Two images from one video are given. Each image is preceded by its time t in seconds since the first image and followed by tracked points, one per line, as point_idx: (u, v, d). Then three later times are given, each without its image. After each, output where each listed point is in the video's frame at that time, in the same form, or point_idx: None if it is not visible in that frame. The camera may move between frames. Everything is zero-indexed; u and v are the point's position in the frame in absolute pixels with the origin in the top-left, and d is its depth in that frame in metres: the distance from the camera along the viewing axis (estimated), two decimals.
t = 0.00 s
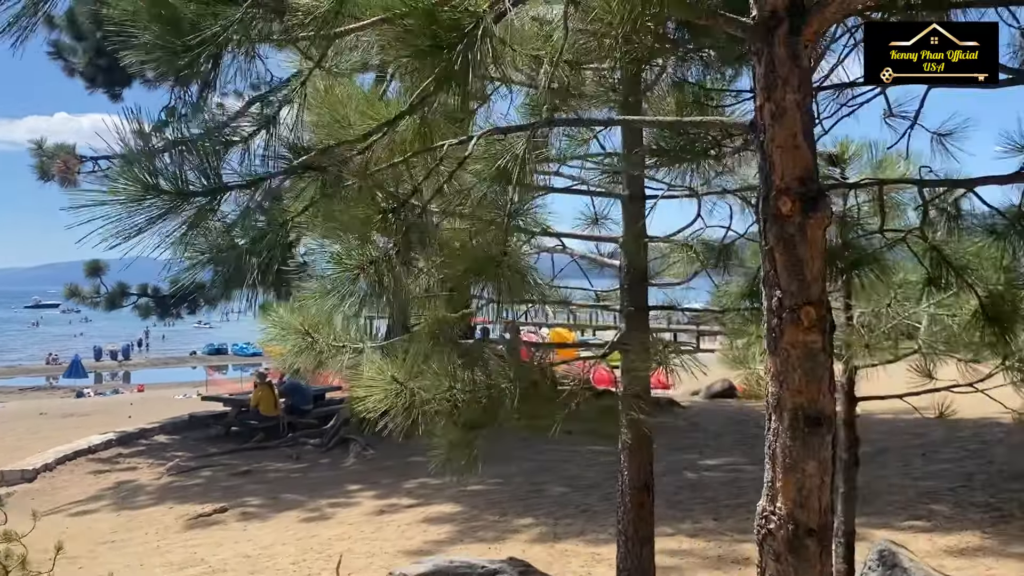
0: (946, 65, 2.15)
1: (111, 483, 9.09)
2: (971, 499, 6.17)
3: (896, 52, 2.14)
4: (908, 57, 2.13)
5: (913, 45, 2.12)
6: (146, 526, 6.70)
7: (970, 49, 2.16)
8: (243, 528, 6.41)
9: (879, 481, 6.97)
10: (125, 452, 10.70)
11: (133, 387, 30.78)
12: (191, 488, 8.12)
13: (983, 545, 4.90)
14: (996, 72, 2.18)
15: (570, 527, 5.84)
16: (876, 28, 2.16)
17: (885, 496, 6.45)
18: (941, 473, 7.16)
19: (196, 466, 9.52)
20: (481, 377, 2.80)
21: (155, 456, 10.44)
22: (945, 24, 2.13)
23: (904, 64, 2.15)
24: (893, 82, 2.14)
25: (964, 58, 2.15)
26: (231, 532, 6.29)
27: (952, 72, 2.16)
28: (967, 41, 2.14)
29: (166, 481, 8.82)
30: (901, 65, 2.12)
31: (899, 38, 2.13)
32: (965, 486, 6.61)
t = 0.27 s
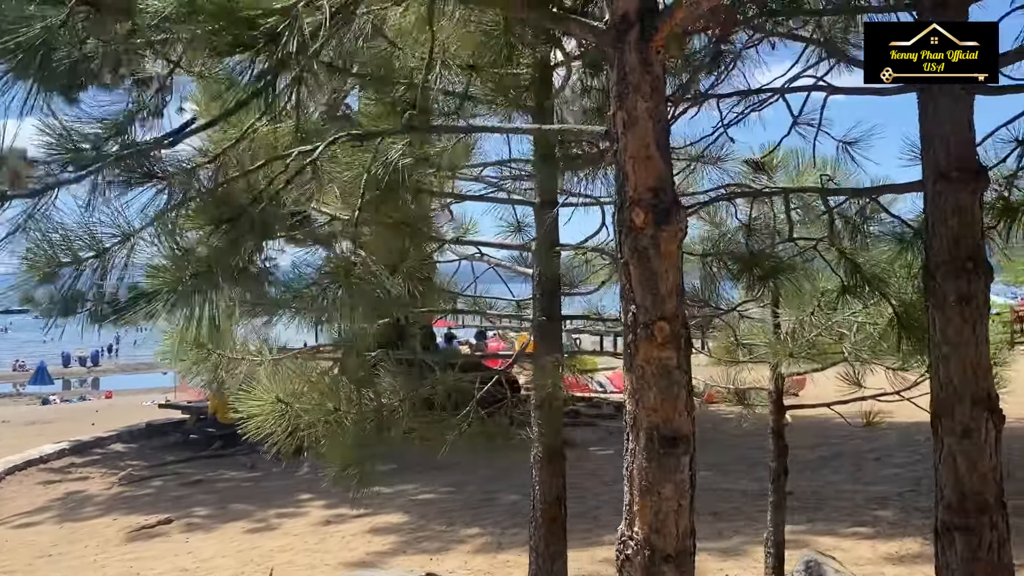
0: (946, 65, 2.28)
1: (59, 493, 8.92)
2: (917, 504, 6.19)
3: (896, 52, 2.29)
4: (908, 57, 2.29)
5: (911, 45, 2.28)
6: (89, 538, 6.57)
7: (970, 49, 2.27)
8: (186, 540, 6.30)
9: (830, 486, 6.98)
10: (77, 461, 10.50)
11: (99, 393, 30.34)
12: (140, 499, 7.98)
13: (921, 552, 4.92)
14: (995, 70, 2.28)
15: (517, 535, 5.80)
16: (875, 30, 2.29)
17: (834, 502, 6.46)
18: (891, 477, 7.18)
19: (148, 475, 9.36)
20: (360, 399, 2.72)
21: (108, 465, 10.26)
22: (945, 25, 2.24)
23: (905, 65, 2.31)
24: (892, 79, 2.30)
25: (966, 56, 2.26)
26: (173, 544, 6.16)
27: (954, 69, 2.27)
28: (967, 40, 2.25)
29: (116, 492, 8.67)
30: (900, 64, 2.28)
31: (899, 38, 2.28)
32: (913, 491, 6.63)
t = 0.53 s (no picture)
0: (946, 65, 2.34)
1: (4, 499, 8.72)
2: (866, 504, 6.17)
3: (896, 53, 2.36)
4: (908, 57, 2.36)
5: (913, 46, 2.34)
6: (27, 544, 6.42)
7: (970, 49, 2.32)
8: (125, 546, 6.17)
9: (782, 486, 6.96)
10: (27, 466, 10.29)
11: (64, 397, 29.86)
12: (84, 505, 7.82)
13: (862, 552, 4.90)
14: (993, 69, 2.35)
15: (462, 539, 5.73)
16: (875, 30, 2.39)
17: (784, 502, 6.44)
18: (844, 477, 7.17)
19: (97, 480, 9.18)
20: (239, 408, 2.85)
21: (58, 470, 10.05)
22: (944, 26, 2.30)
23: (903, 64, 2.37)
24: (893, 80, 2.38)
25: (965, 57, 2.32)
26: (111, 550, 6.05)
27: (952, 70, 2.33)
28: (968, 41, 2.30)
29: (62, 498, 8.49)
30: (900, 65, 2.36)
31: (899, 39, 2.36)
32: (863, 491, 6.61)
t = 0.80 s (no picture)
0: (945, 65, 2.15)
1: None
2: (824, 509, 6.12)
3: (895, 53, 2.16)
4: (907, 57, 2.15)
5: (912, 46, 2.13)
6: None
7: (970, 49, 2.14)
8: (72, 556, 6.07)
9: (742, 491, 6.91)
10: None
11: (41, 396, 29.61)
12: (39, 511, 7.70)
13: (813, 559, 4.86)
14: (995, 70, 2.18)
15: (413, 548, 5.65)
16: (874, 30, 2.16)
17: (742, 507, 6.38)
18: (805, 482, 7.11)
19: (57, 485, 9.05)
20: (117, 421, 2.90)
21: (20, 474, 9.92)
22: (944, 24, 2.10)
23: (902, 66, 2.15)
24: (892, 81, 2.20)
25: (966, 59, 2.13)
26: (57, 560, 5.94)
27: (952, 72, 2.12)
28: (968, 41, 2.12)
29: (19, 503, 8.36)
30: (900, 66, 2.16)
31: (899, 39, 2.14)
32: (822, 497, 6.55)
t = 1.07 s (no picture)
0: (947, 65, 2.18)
1: None
2: (787, 510, 6.07)
3: (896, 53, 2.33)
4: (907, 57, 2.31)
5: (913, 45, 2.28)
6: None
7: (970, 48, 2.11)
8: (23, 560, 5.94)
9: (708, 492, 6.85)
10: None
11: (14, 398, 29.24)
12: None
13: (770, 561, 4.81)
14: (997, 70, 2.10)
15: (372, 550, 5.57)
16: (876, 30, 2.36)
17: (707, 507, 6.32)
18: (771, 482, 7.07)
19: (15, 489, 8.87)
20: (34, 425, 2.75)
21: None
22: (943, 26, 2.20)
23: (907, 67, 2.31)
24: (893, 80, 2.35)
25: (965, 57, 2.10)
26: (9, 565, 5.81)
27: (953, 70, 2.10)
28: (967, 40, 2.10)
29: None
30: (900, 65, 2.33)
31: (899, 39, 2.31)
32: (787, 497, 6.51)
